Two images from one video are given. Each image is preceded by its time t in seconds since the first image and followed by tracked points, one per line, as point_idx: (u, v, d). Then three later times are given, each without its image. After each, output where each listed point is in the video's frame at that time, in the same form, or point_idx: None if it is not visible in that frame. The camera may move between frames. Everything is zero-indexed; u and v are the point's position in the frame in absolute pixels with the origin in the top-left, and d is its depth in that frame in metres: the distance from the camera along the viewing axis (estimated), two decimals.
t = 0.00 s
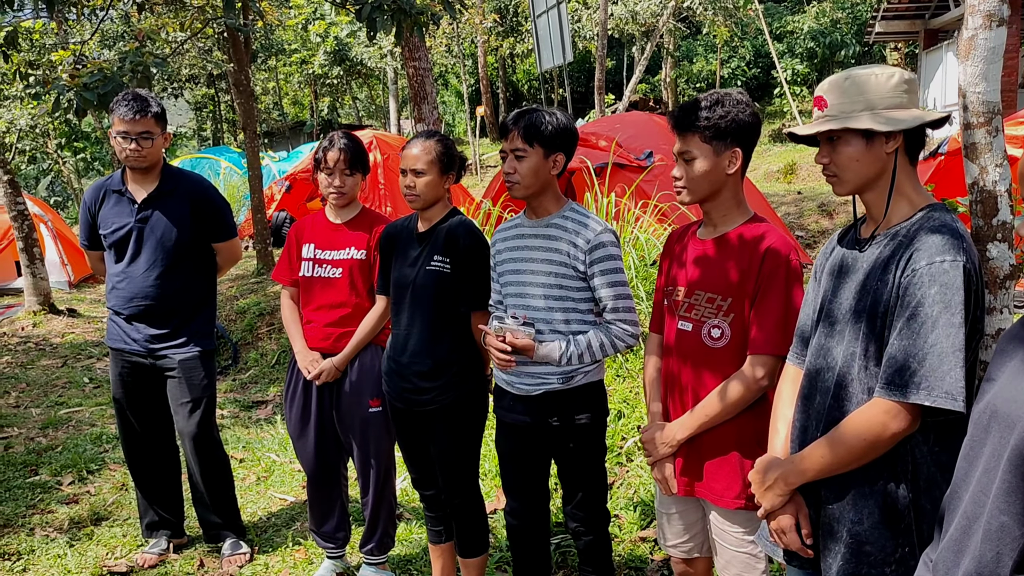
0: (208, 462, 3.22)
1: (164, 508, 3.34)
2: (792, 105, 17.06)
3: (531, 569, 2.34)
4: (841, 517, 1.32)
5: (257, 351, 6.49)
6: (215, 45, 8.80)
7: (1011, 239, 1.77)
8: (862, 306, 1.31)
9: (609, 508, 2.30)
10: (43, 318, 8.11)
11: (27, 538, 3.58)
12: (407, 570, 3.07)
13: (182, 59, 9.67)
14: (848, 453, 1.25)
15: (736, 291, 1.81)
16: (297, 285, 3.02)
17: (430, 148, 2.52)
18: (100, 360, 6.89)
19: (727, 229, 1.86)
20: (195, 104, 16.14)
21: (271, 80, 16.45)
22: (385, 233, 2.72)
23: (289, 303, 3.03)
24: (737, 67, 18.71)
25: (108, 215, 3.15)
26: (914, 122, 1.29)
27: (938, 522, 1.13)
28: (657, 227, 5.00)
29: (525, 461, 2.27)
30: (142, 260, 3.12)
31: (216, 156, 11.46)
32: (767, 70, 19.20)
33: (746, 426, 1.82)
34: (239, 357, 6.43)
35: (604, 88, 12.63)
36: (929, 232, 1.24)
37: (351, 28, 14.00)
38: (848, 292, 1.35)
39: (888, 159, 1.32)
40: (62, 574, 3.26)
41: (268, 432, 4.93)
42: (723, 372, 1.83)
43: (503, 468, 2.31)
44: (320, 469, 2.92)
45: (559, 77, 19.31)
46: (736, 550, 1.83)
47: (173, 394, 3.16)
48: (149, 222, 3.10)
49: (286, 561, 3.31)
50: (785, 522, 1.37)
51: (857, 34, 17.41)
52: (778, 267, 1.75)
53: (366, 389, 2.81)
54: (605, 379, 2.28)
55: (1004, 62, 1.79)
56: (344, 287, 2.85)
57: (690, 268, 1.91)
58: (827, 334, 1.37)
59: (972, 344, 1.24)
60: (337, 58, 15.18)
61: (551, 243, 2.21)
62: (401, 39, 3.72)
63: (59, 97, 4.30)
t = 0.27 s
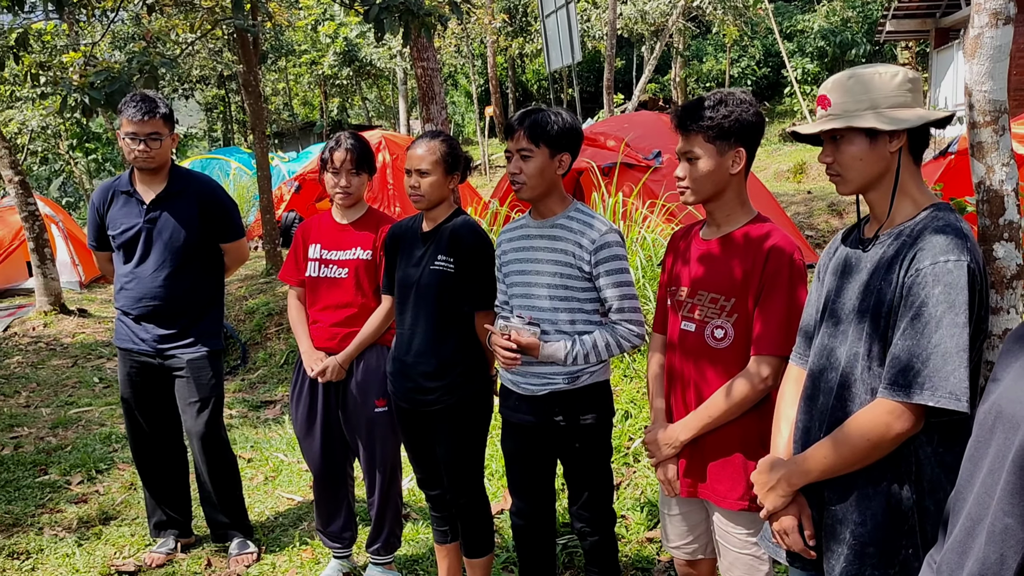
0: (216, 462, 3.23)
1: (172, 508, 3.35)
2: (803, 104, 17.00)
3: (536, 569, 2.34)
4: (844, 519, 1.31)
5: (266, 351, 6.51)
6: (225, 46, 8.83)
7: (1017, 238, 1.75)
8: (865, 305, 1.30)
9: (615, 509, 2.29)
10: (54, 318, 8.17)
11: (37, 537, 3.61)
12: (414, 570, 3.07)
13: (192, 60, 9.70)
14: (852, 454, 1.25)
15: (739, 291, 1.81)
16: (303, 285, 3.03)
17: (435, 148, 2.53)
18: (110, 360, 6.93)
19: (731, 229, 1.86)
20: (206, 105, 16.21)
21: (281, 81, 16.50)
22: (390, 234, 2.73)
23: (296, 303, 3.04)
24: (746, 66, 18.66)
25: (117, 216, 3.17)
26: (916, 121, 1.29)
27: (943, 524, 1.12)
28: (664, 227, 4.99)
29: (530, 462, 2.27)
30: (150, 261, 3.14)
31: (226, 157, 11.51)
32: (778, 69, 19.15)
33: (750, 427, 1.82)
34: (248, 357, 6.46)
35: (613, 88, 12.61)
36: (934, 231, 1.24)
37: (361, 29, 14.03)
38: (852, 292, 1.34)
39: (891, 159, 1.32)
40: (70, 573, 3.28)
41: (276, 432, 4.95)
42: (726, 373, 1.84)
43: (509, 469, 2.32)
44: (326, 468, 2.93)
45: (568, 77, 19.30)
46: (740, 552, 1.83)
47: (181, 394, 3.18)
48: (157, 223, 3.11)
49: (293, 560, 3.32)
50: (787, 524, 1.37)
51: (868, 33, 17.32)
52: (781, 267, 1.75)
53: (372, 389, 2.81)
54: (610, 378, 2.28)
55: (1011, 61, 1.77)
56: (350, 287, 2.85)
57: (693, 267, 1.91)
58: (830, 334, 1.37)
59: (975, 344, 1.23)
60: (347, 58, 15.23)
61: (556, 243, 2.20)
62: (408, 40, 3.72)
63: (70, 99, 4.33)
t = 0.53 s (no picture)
0: (224, 461, 3.25)
1: (180, 507, 3.37)
2: (814, 103, 16.93)
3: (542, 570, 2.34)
4: (847, 521, 1.30)
5: (276, 350, 6.54)
6: (236, 46, 8.86)
7: None
8: (869, 305, 1.30)
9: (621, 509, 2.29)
10: (66, 318, 8.24)
11: (47, 536, 3.63)
12: (421, 570, 3.07)
13: (204, 61, 9.75)
14: (856, 454, 1.24)
15: (745, 290, 1.80)
16: (311, 285, 3.04)
17: (441, 148, 2.53)
18: (121, 360, 6.98)
19: (737, 229, 1.86)
20: (218, 105, 16.30)
21: (292, 81, 16.56)
22: (396, 233, 2.73)
23: (303, 303, 3.05)
24: (758, 65, 18.60)
25: (125, 216, 3.19)
26: (921, 120, 1.28)
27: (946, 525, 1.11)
28: (673, 227, 4.97)
29: (536, 462, 2.26)
30: (158, 261, 3.15)
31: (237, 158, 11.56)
32: (789, 68, 19.08)
33: (755, 427, 1.81)
34: (258, 356, 6.49)
35: (623, 87, 12.60)
36: (938, 231, 1.23)
37: (371, 29, 14.06)
38: (856, 291, 1.33)
39: (895, 157, 1.31)
40: (79, 572, 3.30)
41: (285, 431, 4.97)
42: (731, 373, 1.83)
43: (515, 469, 2.32)
44: (333, 468, 2.94)
45: (579, 76, 19.29)
46: (745, 553, 1.82)
47: (189, 393, 3.20)
48: (165, 223, 3.13)
49: (300, 560, 3.33)
50: (791, 525, 1.36)
51: (880, 32, 17.23)
52: (787, 266, 1.74)
53: (379, 388, 2.82)
54: (616, 378, 2.27)
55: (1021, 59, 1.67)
56: (356, 287, 2.86)
57: (700, 266, 1.90)
58: (834, 334, 1.36)
59: (980, 344, 1.23)
60: (357, 59, 15.27)
61: (562, 242, 2.19)
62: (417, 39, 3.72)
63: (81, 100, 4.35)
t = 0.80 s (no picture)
0: (233, 460, 3.26)
1: (189, 506, 3.39)
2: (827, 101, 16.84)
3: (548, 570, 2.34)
4: (850, 522, 1.29)
5: (286, 350, 6.57)
6: (248, 46, 8.90)
7: None
8: (873, 305, 1.29)
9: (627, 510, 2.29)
10: (79, 317, 8.30)
11: (58, 534, 3.66)
12: (428, 570, 3.08)
13: (216, 61, 9.79)
14: (859, 455, 1.23)
15: (750, 290, 1.79)
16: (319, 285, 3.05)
17: (447, 148, 2.53)
18: (133, 359, 7.03)
19: (743, 228, 1.85)
20: (230, 106, 16.38)
21: (304, 81, 16.62)
22: (403, 233, 2.74)
23: (311, 303, 3.06)
24: (771, 63, 18.51)
25: (134, 217, 3.21)
26: (925, 119, 1.27)
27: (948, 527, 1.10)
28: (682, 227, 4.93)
29: (541, 462, 2.26)
30: (167, 261, 3.17)
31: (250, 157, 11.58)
32: (802, 66, 19.00)
33: (760, 427, 1.81)
34: (269, 356, 6.52)
35: (635, 86, 12.57)
36: (942, 230, 1.22)
37: (383, 29, 14.08)
38: (860, 291, 1.33)
39: (899, 156, 1.30)
40: (90, 570, 3.32)
41: (295, 430, 4.99)
42: (737, 373, 1.82)
43: (521, 469, 2.31)
44: (340, 467, 2.95)
45: (590, 75, 19.27)
46: (750, 554, 1.81)
47: (198, 393, 3.21)
48: (174, 223, 3.15)
49: (308, 559, 3.34)
50: (794, 527, 1.36)
51: (894, 29, 17.13)
52: (793, 266, 1.73)
53: (385, 388, 2.82)
54: (622, 378, 2.26)
55: None
56: (363, 287, 2.87)
57: (706, 265, 1.89)
58: (838, 334, 1.35)
59: (984, 345, 1.22)
60: (369, 58, 15.30)
61: (568, 241, 2.17)
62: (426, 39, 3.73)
63: (93, 102, 4.37)
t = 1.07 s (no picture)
0: (241, 458, 3.28)
1: (198, 503, 3.42)
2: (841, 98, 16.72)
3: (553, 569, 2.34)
4: (850, 523, 1.29)
5: (298, 348, 6.60)
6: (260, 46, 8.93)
7: None
8: (875, 303, 1.28)
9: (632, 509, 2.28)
10: (94, 315, 8.38)
11: (69, 531, 3.69)
12: (435, 568, 3.08)
13: (229, 61, 9.83)
14: (860, 455, 1.22)
15: (755, 289, 1.78)
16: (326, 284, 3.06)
17: (453, 146, 2.52)
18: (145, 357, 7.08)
19: (750, 227, 1.83)
20: (244, 105, 16.47)
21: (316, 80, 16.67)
22: (409, 231, 2.74)
23: (319, 301, 3.06)
24: (785, 60, 18.40)
25: (143, 216, 3.23)
26: (927, 117, 1.25)
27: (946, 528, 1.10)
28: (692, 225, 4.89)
29: (546, 460, 2.26)
30: (176, 260, 3.19)
31: (264, 156, 11.60)
32: (817, 63, 18.88)
33: (764, 427, 1.80)
34: (280, 354, 6.55)
35: (647, 83, 12.54)
36: (943, 229, 1.21)
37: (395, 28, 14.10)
38: (861, 290, 1.32)
39: (902, 154, 1.28)
40: (99, 567, 3.35)
41: (305, 428, 5.02)
42: (743, 372, 1.81)
43: (525, 468, 2.31)
44: (347, 465, 2.96)
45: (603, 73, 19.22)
46: (755, 553, 1.81)
47: (206, 391, 3.23)
48: (182, 222, 3.17)
49: (316, 556, 3.35)
50: (794, 527, 1.35)
51: (909, 25, 16.99)
52: (799, 266, 1.72)
53: (391, 386, 2.82)
54: (627, 377, 2.25)
55: None
56: (369, 285, 2.87)
57: (710, 264, 1.88)
58: (840, 333, 1.34)
59: (986, 345, 1.21)
60: (382, 57, 15.31)
61: (572, 240, 2.15)
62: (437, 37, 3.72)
63: (106, 102, 4.41)
